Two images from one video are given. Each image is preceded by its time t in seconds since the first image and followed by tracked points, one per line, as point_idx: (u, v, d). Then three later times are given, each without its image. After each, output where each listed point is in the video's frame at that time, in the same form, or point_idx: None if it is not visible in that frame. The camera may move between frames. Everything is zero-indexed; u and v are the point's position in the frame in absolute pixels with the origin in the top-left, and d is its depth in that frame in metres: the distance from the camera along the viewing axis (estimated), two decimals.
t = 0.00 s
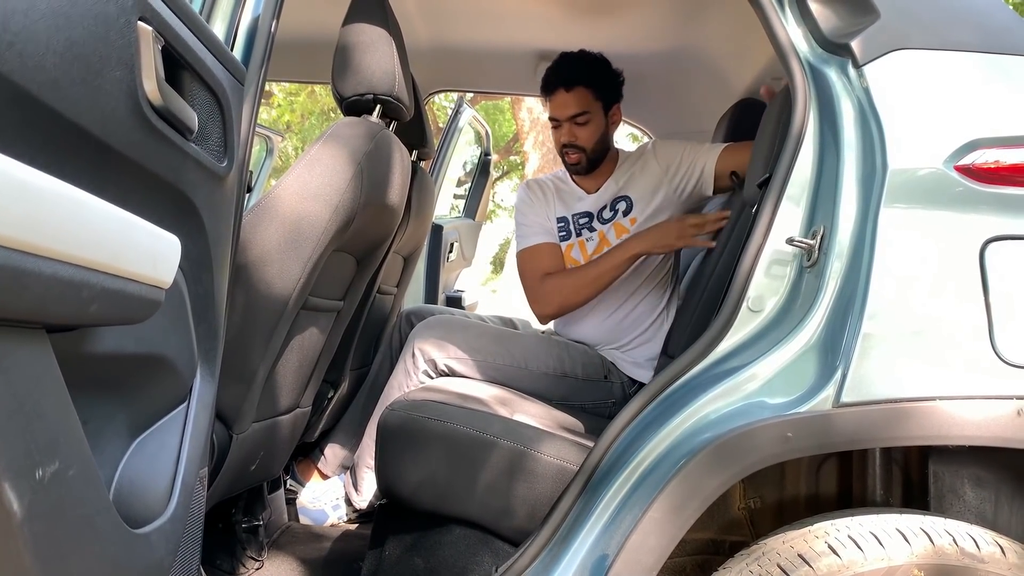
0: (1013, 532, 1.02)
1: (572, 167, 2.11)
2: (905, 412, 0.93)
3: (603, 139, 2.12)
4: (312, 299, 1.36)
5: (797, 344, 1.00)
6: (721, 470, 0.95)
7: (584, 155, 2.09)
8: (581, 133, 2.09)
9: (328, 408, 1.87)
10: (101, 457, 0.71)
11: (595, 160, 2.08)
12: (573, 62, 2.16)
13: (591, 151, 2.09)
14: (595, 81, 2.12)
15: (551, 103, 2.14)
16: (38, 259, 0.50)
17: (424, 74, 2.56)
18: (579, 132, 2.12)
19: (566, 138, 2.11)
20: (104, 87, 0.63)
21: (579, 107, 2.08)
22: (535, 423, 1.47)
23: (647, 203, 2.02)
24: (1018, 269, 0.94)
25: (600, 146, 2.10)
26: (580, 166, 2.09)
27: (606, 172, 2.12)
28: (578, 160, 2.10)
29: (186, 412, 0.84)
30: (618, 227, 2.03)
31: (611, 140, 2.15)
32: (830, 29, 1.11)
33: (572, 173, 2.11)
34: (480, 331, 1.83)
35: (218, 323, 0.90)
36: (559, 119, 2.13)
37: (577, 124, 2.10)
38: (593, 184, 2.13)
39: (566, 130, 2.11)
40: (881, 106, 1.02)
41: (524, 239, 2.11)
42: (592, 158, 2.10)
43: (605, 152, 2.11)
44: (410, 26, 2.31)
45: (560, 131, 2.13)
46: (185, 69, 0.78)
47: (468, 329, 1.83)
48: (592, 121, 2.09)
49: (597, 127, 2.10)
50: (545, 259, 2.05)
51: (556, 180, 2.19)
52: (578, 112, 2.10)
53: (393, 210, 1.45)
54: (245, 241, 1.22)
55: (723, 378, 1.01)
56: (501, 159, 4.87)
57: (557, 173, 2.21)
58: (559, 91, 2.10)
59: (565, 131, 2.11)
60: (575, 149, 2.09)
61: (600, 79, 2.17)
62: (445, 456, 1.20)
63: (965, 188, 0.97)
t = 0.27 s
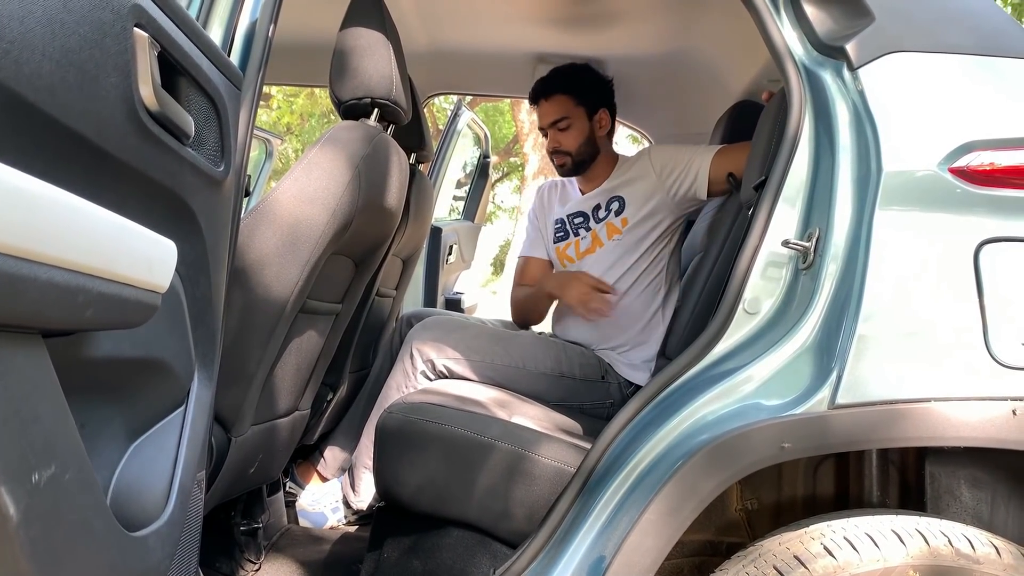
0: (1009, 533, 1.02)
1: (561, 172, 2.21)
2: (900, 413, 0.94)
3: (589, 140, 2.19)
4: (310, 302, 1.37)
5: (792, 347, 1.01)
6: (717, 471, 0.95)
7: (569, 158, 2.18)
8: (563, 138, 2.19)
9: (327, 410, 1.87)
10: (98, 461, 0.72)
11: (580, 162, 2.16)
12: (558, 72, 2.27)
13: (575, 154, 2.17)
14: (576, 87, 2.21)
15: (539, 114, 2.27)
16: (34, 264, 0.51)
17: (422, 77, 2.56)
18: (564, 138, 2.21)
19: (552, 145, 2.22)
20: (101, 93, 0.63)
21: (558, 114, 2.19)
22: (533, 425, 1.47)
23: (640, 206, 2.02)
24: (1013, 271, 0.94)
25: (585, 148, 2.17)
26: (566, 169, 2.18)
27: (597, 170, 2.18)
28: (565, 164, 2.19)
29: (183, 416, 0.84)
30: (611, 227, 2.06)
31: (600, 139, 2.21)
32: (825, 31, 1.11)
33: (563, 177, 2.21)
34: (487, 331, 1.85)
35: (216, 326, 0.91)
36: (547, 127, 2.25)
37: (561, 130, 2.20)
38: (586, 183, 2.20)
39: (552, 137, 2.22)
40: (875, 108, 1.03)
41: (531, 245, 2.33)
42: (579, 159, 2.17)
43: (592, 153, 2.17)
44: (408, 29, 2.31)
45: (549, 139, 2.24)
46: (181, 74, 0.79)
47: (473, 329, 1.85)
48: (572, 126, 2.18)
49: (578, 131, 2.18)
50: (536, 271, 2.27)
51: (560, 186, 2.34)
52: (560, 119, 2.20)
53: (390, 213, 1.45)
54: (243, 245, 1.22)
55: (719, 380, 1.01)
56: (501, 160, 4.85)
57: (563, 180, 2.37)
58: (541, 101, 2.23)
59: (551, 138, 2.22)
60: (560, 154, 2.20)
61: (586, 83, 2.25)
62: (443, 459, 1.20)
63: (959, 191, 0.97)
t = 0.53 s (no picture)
0: (1013, 534, 1.02)
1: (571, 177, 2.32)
2: (904, 414, 0.94)
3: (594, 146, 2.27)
4: (313, 304, 1.37)
5: (795, 348, 1.01)
6: (720, 473, 0.95)
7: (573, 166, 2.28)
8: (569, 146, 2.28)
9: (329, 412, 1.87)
10: (101, 462, 0.72)
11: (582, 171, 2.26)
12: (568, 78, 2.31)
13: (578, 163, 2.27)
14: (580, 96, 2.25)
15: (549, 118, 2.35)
16: (38, 265, 0.51)
17: (424, 79, 2.56)
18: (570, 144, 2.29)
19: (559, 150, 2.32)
20: (104, 95, 0.63)
21: (562, 124, 2.26)
22: (536, 427, 1.47)
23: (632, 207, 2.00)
24: (1015, 272, 0.95)
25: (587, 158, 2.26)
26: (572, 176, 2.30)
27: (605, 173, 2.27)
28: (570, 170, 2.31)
29: (187, 417, 0.84)
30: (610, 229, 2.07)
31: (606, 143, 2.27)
32: (827, 33, 1.11)
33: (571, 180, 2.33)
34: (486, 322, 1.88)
35: (219, 328, 0.91)
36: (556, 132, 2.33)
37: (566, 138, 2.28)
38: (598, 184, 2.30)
39: (558, 143, 2.31)
40: (878, 109, 1.03)
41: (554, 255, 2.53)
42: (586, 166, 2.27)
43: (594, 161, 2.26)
44: (410, 32, 2.31)
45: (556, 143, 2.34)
46: (184, 76, 0.79)
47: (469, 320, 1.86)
48: (574, 135, 2.25)
49: (580, 141, 2.25)
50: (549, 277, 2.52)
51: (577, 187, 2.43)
52: (565, 127, 2.27)
53: (393, 215, 1.45)
54: (245, 247, 1.22)
55: (722, 382, 1.01)
56: (502, 162, 4.79)
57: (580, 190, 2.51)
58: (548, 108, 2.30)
59: (557, 144, 2.31)
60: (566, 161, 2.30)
61: (594, 88, 2.28)
62: (445, 461, 1.20)
63: (962, 192, 0.97)
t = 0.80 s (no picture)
0: (1018, 536, 1.02)
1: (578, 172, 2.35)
2: (908, 416, 0.93)
3: (601, 150, 2.25)
4: (317, 305, 1.37)
5: (799, 350, 1.01)
6: (724, 474, 0.95)
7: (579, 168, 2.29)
8: (575, 147, 2.27)
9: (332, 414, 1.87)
10: (106, 463, 0.72)
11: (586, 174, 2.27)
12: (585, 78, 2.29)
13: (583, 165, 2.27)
14: (592, 98, 2.22)
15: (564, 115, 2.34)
16: (43, 267, 0.51)
17: (427, 80, 2.57)
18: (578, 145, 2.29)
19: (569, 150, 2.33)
20: (109, 97, 0.64)
21: (571, 124, 2.25)
22: (540, 429, 1.47)
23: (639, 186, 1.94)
24: (1019, 273, 0.95)
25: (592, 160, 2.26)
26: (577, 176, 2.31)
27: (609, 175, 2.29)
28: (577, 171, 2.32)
29: (191, 419, 0.85)
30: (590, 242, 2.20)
31: (613, 147, 2.24)
32: (831, 35, 1.11)
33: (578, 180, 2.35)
34: (475, 321, 1.91)
35: (223, 330, 0.91)
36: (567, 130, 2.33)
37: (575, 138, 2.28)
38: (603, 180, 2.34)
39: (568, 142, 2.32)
40: (882, 111, 1.03)
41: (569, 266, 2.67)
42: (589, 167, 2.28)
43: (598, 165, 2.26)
44: (413, 33, 2.32)
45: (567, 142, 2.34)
46: (189, 79, 0.79)
47: (456, 322, 1.90)
48: (581, 138, 2.24)
49: (587, 144, 2.24)
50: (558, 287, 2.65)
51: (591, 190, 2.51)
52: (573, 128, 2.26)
53: (396, 217, 1.46)
54: (249, 249, 1.23)
55: (726, 383, 1.01)
56: (507, 164, 4.66)
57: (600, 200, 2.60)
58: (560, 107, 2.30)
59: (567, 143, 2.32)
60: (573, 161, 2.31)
61: (608, 90, 2.23)
62: (448, 462, 1.20)
63: (966, 193, 0.97)
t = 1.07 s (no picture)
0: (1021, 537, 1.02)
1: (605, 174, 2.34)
2: (911, 416, 0.93)
3: (622, 154, 2.23)
4: (318, 306, 1.37)
5: (802, 350, 1.01)
6: (726, 475, 0.95)
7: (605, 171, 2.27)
8: (598, 152, 2.27)
9: (334, 415, 1.87)
10: (109, 464, 0.72)
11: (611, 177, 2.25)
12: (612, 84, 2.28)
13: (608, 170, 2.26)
14: (616, 103, 2.21)
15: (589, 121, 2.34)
16: (45, 267, 0.51)
17: (429, 82, 2.57)
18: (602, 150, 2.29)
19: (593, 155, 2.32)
20: (111, 97, 0.64)
21: (595, 130, 2.26)
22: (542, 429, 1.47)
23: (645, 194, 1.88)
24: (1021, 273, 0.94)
25: (616, 164, 2.24)
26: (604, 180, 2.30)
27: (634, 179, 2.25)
28: (602, 174, 2.31)
29: (193, 420, 0.85)
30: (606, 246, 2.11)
31: (635, 151, 2.20)
32: (833, 35, 1.11)
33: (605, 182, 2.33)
34: (473, 320, 1.93)
35: (225, 331, 0.91)
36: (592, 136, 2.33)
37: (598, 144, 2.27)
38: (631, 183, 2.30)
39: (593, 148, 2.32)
40: (884, 111, 1.03)
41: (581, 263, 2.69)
42: (612, 170, 2.26)
43: (623, 167, 2.24)
44: (415, 35, 2.32)
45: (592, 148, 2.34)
46: (190, 79, 0.79)
47: (454, 320, 1.91)
48: (604, 143, 2.23)
49: (610, 148, 2.23)
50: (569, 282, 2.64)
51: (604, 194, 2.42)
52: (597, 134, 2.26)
53: (398, 218, 1.46)
54: (251, 250, 1.23)
55: (728, 384, 1.01)
56: (506, 164, 4.74)
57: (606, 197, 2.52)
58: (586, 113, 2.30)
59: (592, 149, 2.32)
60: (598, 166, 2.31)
61: (632, 96, 2.21)
62: (450, 463, 1.20)
63: (968, 193, 0.97)
